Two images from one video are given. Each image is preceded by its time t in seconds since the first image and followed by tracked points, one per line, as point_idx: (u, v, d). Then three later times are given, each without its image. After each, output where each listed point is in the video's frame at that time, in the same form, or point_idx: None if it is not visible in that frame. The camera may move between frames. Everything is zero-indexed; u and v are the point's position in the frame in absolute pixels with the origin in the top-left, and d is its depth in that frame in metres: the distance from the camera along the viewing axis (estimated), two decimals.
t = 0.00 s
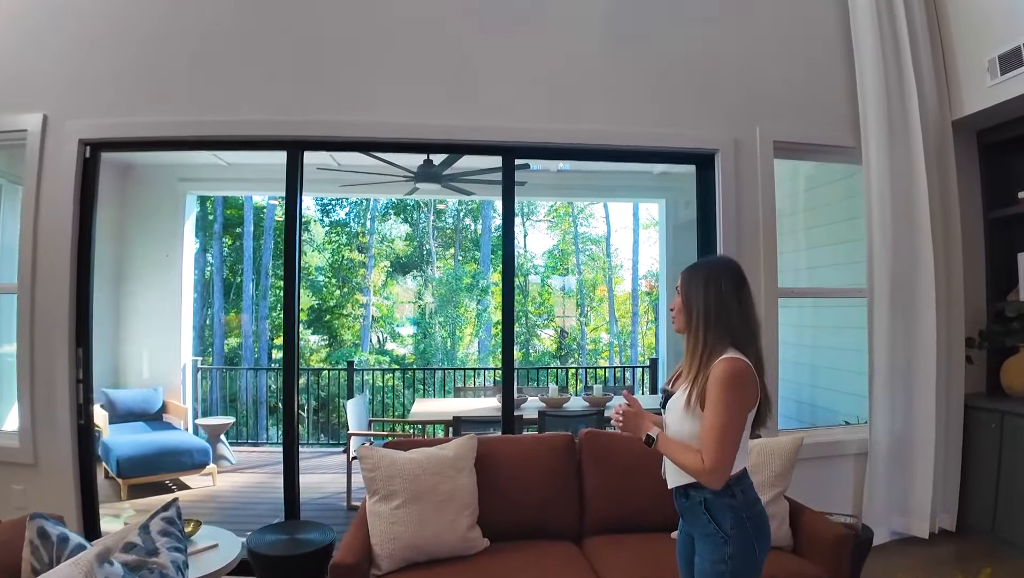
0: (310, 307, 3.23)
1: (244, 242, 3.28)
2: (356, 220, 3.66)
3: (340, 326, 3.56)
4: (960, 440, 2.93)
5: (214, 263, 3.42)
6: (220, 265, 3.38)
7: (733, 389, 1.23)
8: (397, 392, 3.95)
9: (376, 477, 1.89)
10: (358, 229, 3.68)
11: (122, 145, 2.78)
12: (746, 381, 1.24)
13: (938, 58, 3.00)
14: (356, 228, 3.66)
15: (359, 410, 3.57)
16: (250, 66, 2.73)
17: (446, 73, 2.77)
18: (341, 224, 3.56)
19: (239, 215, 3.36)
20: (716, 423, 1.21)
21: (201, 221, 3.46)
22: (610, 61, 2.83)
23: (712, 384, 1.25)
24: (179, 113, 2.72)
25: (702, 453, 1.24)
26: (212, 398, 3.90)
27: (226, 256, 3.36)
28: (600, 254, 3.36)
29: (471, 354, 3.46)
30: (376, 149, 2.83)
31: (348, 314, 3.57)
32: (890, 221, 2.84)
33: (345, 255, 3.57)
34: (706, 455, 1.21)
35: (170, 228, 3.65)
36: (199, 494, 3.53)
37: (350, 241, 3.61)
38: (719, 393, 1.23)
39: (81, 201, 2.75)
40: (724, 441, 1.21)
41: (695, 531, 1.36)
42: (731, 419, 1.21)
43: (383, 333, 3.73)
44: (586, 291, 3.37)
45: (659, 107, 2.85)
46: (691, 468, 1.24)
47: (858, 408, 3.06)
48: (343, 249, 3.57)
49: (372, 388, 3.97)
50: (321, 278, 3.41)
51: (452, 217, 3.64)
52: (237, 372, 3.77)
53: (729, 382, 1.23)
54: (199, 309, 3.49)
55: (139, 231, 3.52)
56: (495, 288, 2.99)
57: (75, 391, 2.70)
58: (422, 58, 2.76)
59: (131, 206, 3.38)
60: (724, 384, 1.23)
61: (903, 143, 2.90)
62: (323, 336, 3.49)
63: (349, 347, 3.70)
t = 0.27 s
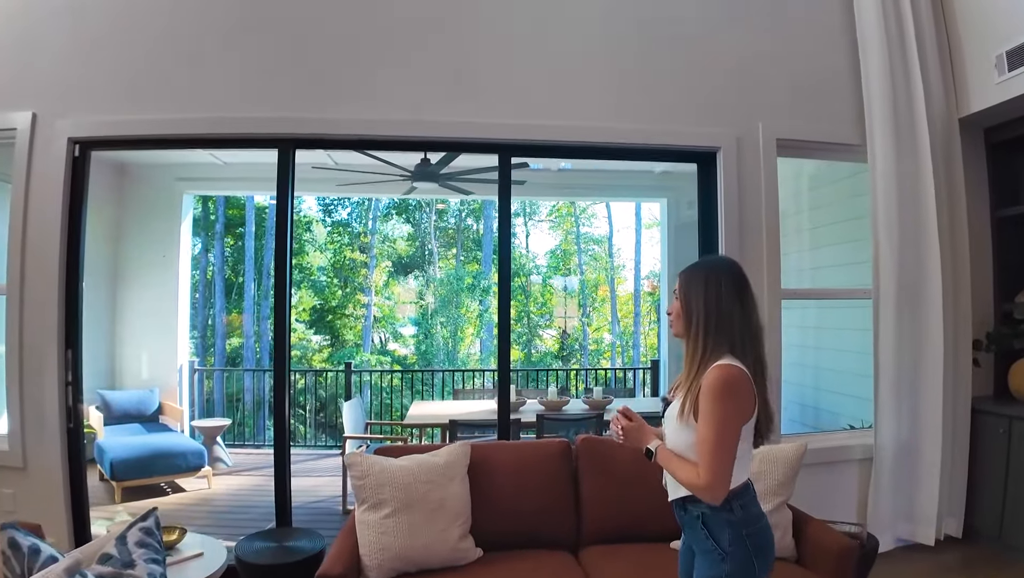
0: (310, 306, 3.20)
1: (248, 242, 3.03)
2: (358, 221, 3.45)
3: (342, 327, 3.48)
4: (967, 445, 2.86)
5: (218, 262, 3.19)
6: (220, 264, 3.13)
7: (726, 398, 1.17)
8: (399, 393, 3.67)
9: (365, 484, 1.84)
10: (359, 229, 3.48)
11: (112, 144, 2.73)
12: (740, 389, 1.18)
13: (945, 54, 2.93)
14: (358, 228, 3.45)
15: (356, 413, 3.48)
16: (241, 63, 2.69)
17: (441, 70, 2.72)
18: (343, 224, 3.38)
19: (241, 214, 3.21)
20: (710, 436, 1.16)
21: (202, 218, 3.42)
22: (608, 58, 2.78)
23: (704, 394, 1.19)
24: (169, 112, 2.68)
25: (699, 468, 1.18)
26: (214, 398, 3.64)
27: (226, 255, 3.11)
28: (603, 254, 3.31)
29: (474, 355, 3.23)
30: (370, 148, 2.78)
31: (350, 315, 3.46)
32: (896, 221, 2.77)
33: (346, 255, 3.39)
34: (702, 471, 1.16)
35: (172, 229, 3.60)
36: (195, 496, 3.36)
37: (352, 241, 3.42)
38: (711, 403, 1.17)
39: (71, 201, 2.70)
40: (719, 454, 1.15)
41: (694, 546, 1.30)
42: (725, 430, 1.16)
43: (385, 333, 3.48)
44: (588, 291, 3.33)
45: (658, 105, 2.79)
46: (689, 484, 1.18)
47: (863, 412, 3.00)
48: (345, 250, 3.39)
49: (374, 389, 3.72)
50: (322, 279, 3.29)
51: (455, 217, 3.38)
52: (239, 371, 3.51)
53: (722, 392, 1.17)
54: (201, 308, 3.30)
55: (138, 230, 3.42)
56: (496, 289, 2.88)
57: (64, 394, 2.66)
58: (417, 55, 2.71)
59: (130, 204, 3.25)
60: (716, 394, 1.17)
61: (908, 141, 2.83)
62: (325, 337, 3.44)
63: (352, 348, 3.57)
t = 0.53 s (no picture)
0: (313, 307, 3.18)
1: (247, 244, 2.89)
2: (359, 221, 3.32)
3: (343, 327, 3.36)
4: (968, 449, 2.84)
5: (218, 263, 2.99)
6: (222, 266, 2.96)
7: (725, 406, 1.16)
8: (400, 393, 3.55)
9: (361, 489, 1.83)
10: (361, 230, 3.33)
11: (109, 146, 2.73)
12: (738, 397, 1.18)
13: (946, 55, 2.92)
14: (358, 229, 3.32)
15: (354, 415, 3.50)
16: (239, 64, 2.68)
17: (440, 71, 2.71)
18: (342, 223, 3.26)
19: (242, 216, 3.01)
20: (710, 444, 1.15)
21: (203, 219, 3.14)
22: (607, 58, 2.77)
23: (703, 402, 1.18)
24: (167, 113, 2.67)
25: (699, 478, 1.17)
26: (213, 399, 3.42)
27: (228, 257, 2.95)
28: (605, 255, 3.12)
29: (474, 356, 3.06)
30: (368, 149, 2.77)
31: (351, 315, 3.33)
32: (897, 222, 2.76)
33: (346, 255, 3.27)
34: (703, 480, 1.14)
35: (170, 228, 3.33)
36: (193, 499, 3.36)
37: (353, 243, 3.30)
38: (710, 412, 1.16)
39: (68, 202, 2.70)
40: (720, 463, 1.14)
41: (698, 552, 1.29)
42: (725, 438, 1.15)
43: (386, 333, 3.33)
44: (589, 293, 3.13)
45: (658, 105, 2.78)
46: (690, 494, 1.17)
47: (864, 415, 2.99)
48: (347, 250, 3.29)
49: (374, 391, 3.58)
50: (323, 279, 3.21)
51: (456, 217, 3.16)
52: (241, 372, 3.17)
53: (721, 399, 1.16)
54: (201, 310, 3.07)
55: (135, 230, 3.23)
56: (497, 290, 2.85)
57: (61, 396, 2.65)
58: (415, 56, 2.70)
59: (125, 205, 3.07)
60: (715, 402, 1.16)
61: (909, 142, 2.82)
62: (326, 337, 3.33)
63: (352, 348, 3.44)
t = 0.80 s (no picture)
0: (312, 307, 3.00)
1: (246, 246, 2.80)
2: (359, 221, 3.09)
3: (342, 328, 3.13)
4: (969, 451, 2.82)
5: (218, 263, 2.83)
6: (219, 267, 2.81)
7: (731, 402, 1.16)
8: (399, 393, 3.28)
9: (356, 491, 1.82)
10: (360, 230, 3.10)
11: (104, 145, 2.72)
12: (743, 394, 1.17)
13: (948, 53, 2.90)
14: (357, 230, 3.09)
15: (352, 415, 3.50)
16: (236, 62, 2.67)
17: (437, 70, 2.69)
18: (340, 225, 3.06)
19: (240, 217, 2.81)
20: (715, 440, 1.14)
21: (201, 220, 2.85)
22: (605, 56, 2.75)
23: (708, 398, 1.17)
24: (162, 112, 2.66)
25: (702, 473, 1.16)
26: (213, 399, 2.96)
27: (227, 258, 2.81)
28: (604, 254, 3.04)
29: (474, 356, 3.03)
30: (365, 148, 2.76)
31: (351, 315, 3.11)
32: (898, 223, 2.74)
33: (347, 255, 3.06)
34: (706, 475, 1.13)
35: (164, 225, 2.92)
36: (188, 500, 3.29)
37: (353, 243, 3.08)
38: (716, 408, 1.16)
39: (64, 203, 2.71)
40: (723, 458, 1.13)
41: (686, 549, 1.28)
42: (729, 434, 1.14)
43: (385, 334, 3.14)
44: (589, 292, 3.04)
45: (656, 104, 2.77)
46: (690, 489, 1.15)
47: (865, 416, 2.97)
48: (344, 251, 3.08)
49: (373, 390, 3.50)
50: (323, 280, 3.03)
51: (456, 218, 3.04)
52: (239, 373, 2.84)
53: (727, 395, 1.16)
54: (203, 310, 2.85)
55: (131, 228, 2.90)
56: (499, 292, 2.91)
57: (56, 397, 2.64)
58: (413, 54, 2.69)
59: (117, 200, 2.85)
60: (722, 398, 1.15)
61: (911, 141, 2.80)
62: (326, 338, 3.10)
63: (353, 349, 3.17)
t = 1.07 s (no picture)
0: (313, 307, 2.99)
1: (246, 245, 2.79)
2: (359, 221, 3.09)
3: (343, 328, 3.13)
4: (971, 451, 2.82)
5: (218, 264, 2.82)
6: (220, 268, 2.81)
7: (722, 398, 1.16)
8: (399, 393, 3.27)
9: (356, 491, 1.81)
10: (360, 230, 3.09)
11: (105, 144, 2.71)
12: (734, 392, 1.18)
13: (949, 53, 2.89)
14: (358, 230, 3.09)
15: (352, 415, 3.49)
16: (236, 61, 2.66)
17: (438, 68, 2.69)
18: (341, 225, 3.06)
19: (242, 217, 2.81)
20: (702, 434, 1.14)
21: (201, 220, 2.85)
22: (606, 55, 2.75)
23: (700, 394, 1.17)
24: (163, 111, 2.65)
25: (687, 464, 1.16)
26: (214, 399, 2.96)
27: (228, 259, 2.81)
28: (605, 255, 3.04)
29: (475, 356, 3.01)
30: (366, 147, 2.75)
31: (351, 315, 3.11)
32: (899, 222, 2.74)
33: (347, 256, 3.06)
34: (691, 466, 1.14)
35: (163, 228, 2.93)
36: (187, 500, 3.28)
37: (353, 243, 3.08)
38: (707, 403, 1.16)
39: (64, 202, 2.70)
40: (709, 452, 1.13)
41: (667, 540, 1.31)
42: (717, 429, 1.14)
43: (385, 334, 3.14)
44: (590, 292, 3.03)
45: (657, 103, 2.76)
46: (673, 480, 1.15)
47: (866, 417, 2.96)
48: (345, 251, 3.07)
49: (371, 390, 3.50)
50: (323, 280, 3.02)
51: (456, 218, 3.04)
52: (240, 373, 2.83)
53: (718, 391, 1.16)
54: (202, 311, 2.85)
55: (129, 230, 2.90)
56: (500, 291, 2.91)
57: (56, 396, 2.64)
58: (413, 53, 2.68)
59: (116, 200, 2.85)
60: (713, 393, 1.16)
61: (913, 141, 2.80)
62: (326, 338, 3.10)
63: (353, 349, 3.17)
